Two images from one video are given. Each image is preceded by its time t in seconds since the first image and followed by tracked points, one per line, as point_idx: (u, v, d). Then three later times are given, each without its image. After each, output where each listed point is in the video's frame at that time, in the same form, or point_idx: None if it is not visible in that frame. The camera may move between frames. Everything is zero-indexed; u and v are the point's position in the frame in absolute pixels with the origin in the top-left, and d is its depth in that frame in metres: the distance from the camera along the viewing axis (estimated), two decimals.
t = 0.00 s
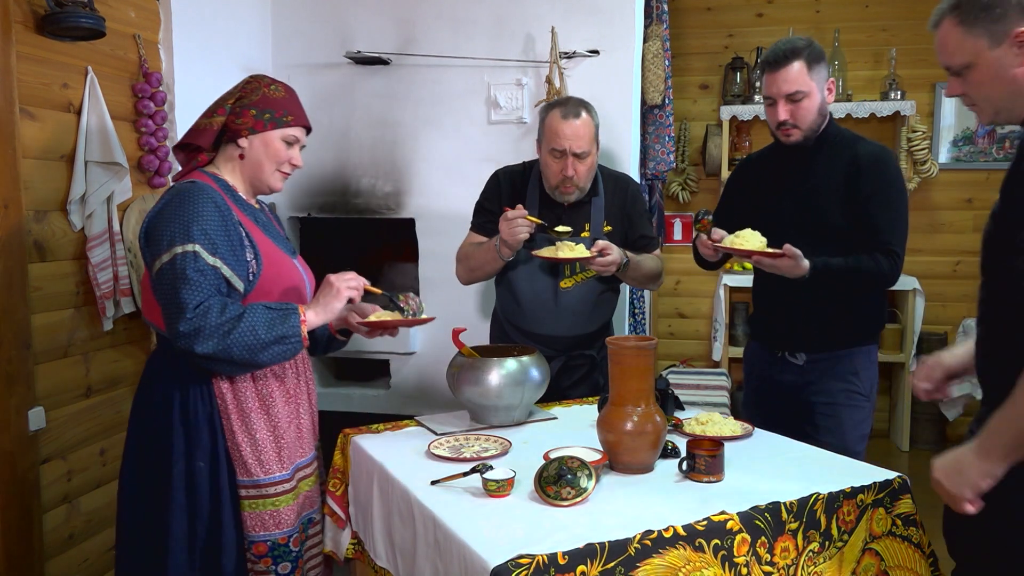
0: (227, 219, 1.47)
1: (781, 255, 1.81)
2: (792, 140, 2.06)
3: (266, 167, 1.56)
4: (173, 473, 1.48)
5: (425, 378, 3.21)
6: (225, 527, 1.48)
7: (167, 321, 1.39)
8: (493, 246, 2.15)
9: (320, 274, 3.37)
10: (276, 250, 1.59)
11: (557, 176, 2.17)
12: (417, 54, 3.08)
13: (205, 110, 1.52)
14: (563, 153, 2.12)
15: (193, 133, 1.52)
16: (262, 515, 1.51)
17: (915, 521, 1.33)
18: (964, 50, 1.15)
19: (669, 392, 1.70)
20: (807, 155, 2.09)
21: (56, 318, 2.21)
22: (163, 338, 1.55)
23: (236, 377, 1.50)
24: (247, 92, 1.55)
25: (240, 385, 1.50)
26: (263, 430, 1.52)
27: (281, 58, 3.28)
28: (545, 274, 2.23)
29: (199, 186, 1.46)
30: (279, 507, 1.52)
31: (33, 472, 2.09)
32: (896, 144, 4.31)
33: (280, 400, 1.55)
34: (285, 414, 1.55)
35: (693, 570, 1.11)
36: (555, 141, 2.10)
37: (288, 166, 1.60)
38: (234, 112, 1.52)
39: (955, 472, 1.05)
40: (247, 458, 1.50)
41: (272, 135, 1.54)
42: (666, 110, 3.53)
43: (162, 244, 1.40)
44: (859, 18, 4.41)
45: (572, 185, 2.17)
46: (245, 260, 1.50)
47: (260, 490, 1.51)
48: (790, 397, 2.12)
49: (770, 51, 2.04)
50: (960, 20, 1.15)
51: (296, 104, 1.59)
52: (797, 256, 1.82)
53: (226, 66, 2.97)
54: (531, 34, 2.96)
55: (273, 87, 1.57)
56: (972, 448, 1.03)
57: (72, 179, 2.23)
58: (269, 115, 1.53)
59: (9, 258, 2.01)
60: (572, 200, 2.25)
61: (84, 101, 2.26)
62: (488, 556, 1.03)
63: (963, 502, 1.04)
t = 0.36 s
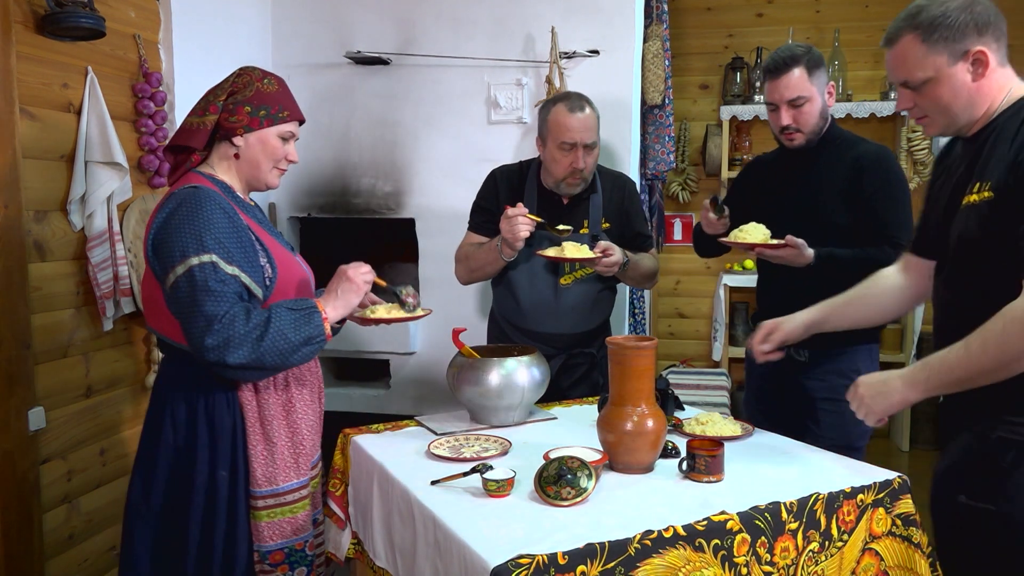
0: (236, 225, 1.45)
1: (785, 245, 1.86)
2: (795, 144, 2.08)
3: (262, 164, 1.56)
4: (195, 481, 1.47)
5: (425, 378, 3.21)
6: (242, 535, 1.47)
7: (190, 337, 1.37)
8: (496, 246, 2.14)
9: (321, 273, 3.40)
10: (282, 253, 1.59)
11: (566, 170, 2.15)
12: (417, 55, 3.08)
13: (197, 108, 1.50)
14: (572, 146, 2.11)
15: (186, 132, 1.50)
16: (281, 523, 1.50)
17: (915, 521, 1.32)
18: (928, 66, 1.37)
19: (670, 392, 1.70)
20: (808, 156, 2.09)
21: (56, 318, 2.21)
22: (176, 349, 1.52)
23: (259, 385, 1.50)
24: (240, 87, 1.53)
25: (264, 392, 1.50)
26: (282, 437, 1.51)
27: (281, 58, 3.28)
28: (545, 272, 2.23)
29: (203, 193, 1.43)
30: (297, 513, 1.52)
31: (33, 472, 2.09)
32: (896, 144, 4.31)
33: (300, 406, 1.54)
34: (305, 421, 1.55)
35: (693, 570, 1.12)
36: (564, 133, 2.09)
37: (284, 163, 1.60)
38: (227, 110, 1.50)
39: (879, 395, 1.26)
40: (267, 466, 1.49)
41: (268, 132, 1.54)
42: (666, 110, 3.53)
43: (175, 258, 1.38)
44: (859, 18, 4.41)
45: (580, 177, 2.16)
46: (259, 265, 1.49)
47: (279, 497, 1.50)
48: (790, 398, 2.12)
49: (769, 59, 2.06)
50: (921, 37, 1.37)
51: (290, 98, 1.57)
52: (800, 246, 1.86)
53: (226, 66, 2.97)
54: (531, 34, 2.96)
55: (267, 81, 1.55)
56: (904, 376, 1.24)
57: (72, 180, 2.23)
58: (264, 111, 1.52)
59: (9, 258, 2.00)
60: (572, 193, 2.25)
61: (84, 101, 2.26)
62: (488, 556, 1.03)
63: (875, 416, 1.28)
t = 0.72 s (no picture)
0: (263, 232, 1.38)
1: (790, 243, 2.02)
2: (819, 137, 2.12)
3: (279, 167, 1.51)
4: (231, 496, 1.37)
5: (426, 378, 3.21)
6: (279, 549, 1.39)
7: (229, 356, 1.30)
8: (502, 246, 2.13)
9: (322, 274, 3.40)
10: (306, 258, 1.52)
11: (587, 161, 2.17)
12: (417, 55, 3.08)
13: (212, 108, 1.43)
14: (592, 135, 2.16)
15: (201, 133, 1.43)
16: (311, 534, 1.43)
17: (914, 521, 1.32)
18: (867, 111, 1.45)
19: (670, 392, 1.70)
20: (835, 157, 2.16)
21: (56, 318, 2.21)
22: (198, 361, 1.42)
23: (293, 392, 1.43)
24: (257, 85, 1.46)
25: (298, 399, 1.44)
26: (314, 446, 1.45)
27: (281, 58, 3.28)
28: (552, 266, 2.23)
29: (228, 198, 1.36)
30: (327, 523, 1.46)
31: (33, 472, 2.09)
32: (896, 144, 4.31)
33: (330, 413, 1.48)
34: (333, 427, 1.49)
35: (693, 570, 1.12)
36: (584, 124, 2.14)
37: (300, 164, 1.55)
38: (244, 109, 1.44)
39: (835, 396, 1.41)
40: (298, 477, 1.43)
41: (286, 133, 1.48)
42: (666, 110, 3.53)
43: (206, 270, 1.30)
44: (858, 19, 4.41)
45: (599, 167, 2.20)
46: (289, 273, 1.42)
47: (311, 508, 1.43)
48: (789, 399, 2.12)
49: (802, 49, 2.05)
50: (856, 83, 1.44)
51: (307, 97, 1.52)
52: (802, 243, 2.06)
53: (226, 67, 2.97)
54: (531, 34, 2.96)
55: (284, 78, 1.50)
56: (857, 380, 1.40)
57: (72, 180, 2.23)
58: (283, 111, 1.47)
59: (8, 258, 2.00)
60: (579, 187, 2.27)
61: (83, 101, 2.26)
62: (488, 556, 1.03)
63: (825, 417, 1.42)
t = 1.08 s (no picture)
0: (286, 231, 1.39)
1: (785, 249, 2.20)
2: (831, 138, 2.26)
3: (302, 167, 1.51)
4: (242, 500, 1.37)
5: (426, 378, 3.22)
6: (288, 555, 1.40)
7: (266, 349, 1.29)
8: (493, 245, 2.12)
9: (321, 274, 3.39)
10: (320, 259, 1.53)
11: (568, 156, 2.21)
12: (417, 55, 3.08)
13: (236, 106, 1.43)
14: (573, 129, 2.19)
15: (224, 131, 1.42)
16: (322, 540, 1.43)
17: (915, 521, 1.32)
18: (802, 152, 1.45)
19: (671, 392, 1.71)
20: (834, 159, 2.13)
21: (56, 318, 2.21)
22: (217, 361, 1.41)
23: (300, 397, 1.43)
24: (282, 84, 1.47)
25: (305, 403, 1.44)
26: (322, 450, 1.44)
27: (281, 58, 3.28)
28: (537, 261, 2.25)
29: (252, 196, 1.37)
30: (340, 528, 1.45)
31: (33, 472, 2.09)
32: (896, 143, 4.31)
33: (339, 416, 1.48)
34: (343, 431, 1.48)
35: (693, 570, 1.12)
36: (566, 117, 2.17)
37: (320, 165, 1.55)
38: (268, 108, 1.44)
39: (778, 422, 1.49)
40: (310, 480, 1.42)
41: (309, 134, 1.49)
42: (666, 110, 3.53)
43: (237, 267, 1.31)
44: (858, 18, 4.41)
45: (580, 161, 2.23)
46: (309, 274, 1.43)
47: (322, 513, 1.42)
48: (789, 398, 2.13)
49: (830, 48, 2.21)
50: (787, 130, 1.43)
51: (331, 99, 1.53)
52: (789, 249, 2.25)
53: (225, 67, 2.98)
54: (531, 34, 2.96)
55: (309, 79, 1.51)
56: (796, 407, 1.48)
57: (72, 179, 2.23)
58: (307, 112, 1.47)
59: (8, 258, 2.00)
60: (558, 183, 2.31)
61: (83, 101, 2.26)
62: (488, 556, 1.03)
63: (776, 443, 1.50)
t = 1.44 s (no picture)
0: (283, 225, 1.40)
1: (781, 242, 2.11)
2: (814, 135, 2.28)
3: (304, 168, 1.51)
4: (250, 495, 1.37)
5: (427, 378, 3.22)
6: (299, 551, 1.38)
7: (261, 337, 1.29)
8: (481, 246, 2.11)
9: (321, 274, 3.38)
10: (321, 256, 1.53)
11: (536, 156, 2.22)
12: (417, 55, 3.08)
13: (241, 105, 1.43)
14: (542, 130, 2.22)
15: (229, 129, 1.42)
16: (326, 537, 1.42)
17: (914, 521, 1.32)
18: (762, 160, 1.44)
19: (670, 393, 1.72)
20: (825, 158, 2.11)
21: (56, 318, 2.21)
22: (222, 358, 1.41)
23: (302, 393, 1.43)
24: (288, 85, 1.47)
25: (307, 400, 1.43)
26: (325, 447, 1.43)
27: (281, 58, 3.28)
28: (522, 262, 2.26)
29: (249, 192, 1.38)
30: (343, 525, 1.45)
31: (33, 472, 2.09)
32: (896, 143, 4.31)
33: (341, 413, 1.48)
34: (346, 428, 1.47)
35: (693, 570, 1.12)
36: (534, 118, 2.19)
37: (323, 166, 1.55)
38: (273, 108, 1.44)
39: (749, 420, 1.50)
40: (314, 477, 1.42)
41: (313, 135, 1.49)
42: (666, 110, 3.53)
43: (233, 259, 1.31)
44: (858, 18, 4.41)
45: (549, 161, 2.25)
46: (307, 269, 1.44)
47: (325, 510, 1.42)
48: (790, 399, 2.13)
49: (820, 48, 2.20)
50: (743, 143, 1.42)
51: (335, 100, 1.53)
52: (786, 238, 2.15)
53: (225, 67, 2.98)
54: (531, 34, 2.96)
55: (314, 80, 1.51)
56: (768, 404, 1.49)
57: (72, 179, 2.23)
58: (311, 113, 1.47)
59: (8, 259, 2.00)
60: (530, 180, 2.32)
61: (83, 101, 2.26)
62: (488, 556, 1.03)
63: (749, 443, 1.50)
